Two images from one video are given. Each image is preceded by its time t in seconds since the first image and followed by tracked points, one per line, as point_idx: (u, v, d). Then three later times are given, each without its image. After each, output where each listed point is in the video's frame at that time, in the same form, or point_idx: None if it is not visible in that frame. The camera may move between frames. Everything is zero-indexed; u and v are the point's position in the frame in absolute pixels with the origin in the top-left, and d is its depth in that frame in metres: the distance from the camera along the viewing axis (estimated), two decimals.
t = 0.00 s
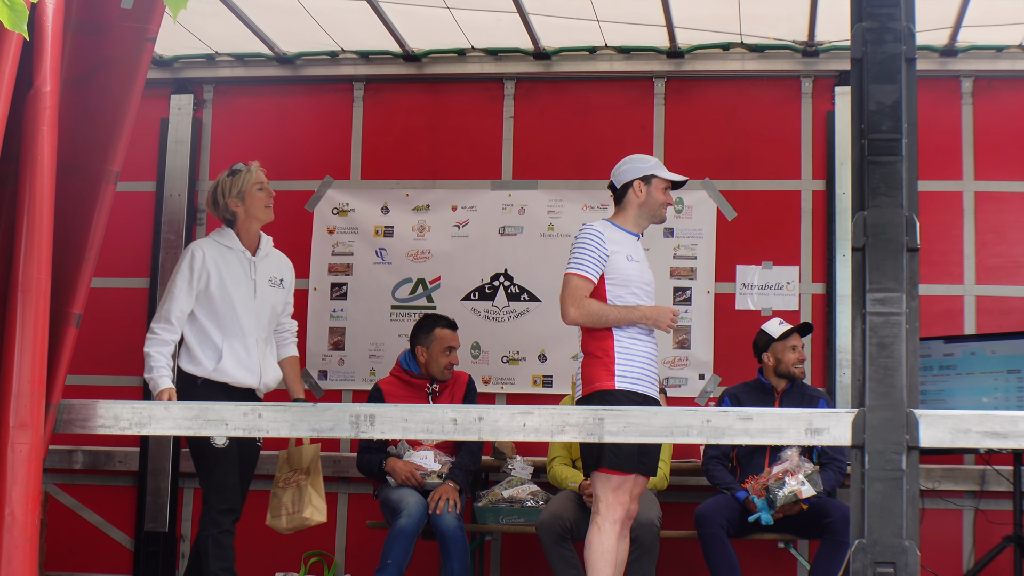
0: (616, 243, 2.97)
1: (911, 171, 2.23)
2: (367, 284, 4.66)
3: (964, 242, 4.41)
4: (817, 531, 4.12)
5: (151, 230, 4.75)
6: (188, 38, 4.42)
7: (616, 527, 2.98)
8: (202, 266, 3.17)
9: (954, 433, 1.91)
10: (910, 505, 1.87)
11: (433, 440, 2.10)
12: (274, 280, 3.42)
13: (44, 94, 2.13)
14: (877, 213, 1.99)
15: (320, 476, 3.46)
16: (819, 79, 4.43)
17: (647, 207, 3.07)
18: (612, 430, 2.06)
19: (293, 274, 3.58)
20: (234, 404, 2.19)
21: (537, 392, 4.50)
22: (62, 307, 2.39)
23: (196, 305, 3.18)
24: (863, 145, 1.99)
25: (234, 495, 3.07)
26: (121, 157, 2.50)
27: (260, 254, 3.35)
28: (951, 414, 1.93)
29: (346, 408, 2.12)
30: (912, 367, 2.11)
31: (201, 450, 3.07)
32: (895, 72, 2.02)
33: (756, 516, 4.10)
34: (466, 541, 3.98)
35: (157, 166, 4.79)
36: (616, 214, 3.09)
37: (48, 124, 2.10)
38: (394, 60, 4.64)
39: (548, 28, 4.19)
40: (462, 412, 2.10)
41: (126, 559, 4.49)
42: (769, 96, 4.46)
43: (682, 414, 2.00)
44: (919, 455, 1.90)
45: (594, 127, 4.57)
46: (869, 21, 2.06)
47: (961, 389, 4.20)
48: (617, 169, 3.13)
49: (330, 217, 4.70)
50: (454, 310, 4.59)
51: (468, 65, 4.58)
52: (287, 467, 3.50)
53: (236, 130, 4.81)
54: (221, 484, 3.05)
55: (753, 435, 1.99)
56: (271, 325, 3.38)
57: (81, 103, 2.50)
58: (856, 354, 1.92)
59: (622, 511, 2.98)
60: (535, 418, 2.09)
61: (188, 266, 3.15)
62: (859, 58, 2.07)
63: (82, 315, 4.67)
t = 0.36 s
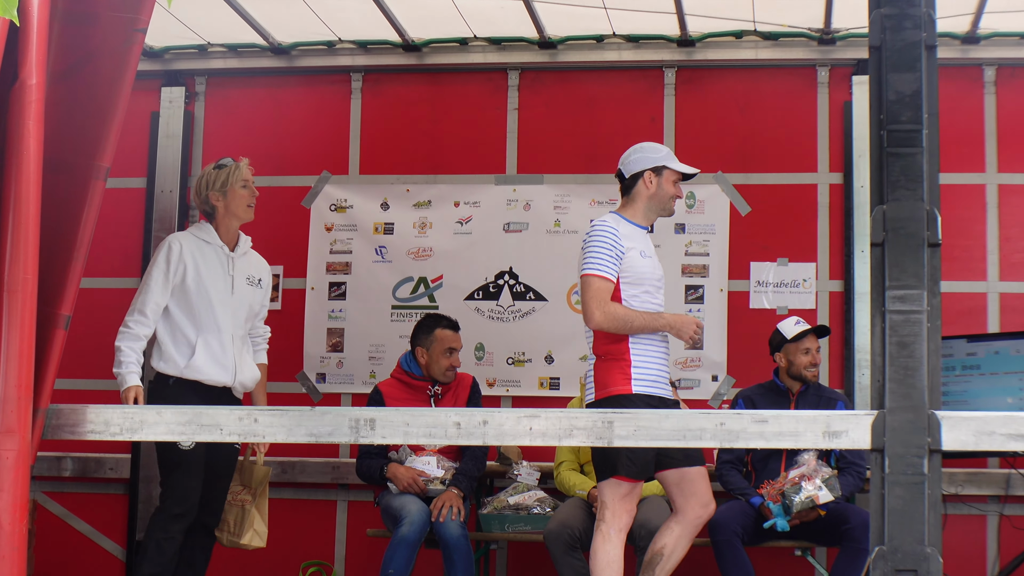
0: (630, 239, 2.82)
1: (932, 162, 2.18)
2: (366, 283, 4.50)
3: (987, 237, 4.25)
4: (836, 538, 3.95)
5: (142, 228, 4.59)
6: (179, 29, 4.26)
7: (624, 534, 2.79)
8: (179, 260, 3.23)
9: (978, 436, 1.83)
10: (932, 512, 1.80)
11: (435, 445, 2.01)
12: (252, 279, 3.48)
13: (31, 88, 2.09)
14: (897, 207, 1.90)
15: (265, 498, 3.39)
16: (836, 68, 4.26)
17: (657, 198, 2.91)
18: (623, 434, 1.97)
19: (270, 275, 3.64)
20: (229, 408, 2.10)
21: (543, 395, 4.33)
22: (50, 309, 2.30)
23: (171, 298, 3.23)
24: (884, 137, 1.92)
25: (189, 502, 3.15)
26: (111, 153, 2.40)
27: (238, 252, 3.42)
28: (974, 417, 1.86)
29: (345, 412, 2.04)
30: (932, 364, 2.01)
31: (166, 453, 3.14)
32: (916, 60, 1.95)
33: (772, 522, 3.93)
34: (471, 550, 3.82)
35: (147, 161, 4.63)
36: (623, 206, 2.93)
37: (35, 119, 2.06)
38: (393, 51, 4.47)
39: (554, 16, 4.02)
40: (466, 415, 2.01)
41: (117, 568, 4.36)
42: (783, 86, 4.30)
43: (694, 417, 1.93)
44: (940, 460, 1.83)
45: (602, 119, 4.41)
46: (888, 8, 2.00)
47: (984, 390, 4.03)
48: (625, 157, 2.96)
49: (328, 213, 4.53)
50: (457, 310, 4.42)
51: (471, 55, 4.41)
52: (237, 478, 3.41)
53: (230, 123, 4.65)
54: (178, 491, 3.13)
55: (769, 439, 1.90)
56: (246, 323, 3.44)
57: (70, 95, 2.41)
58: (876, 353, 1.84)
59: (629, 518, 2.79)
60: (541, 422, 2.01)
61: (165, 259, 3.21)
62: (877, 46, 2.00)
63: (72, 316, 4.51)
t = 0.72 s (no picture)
0: (646, 239, 2.81)
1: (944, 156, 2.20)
2: (370, 283, 4.44)
3: (999, 234, 4.20)
4: (847, 540, 3.88)
5: (142, 227, 4.55)
6: (180, 25, 4.21)
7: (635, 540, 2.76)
8: (157, 257, 3.21)
9: (991, 435, 1.88)
10: (943, 513, 1.85)
11: (441, 447, 2.04)
12: (235, 275, 3.41)
13: (29, 85, 2.04)
14: (908, 204, 1.95)
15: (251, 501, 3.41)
16: (846, 63, 4.20)
17: (672, 198, 2.87)
18: (630, 435, 2.00)
19: (259, 271, 3.56)
20: (231, 410, 2.09)
21: (550, 396, 4.28)
22: (50, 310, 2.25)
23: (151, 296, 3.21)
24: (894, 133, 1.98)
25: (158, 509, 3.09)
26: (112, 152, 2.35)
27: (221, 248, 3.36)
28: (987, 417, 1.90)
29: (349, 414, 2.05)
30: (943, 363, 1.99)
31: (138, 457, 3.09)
32: (927, 55, 1.99)
33: (782, 523, 3.86)
34: (478, 554, 3.76)
35: (147, 160, 4.58)
36: (638, 207, 2.92)
37: (34, 117, 2.02)
38: (397, 47, 4.42)
39: (560, 11, 3.97)
40: (472, 417, 2.03)
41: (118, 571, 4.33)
42: (792, 81, 4.25)
43: (703, 417, 1.96)
44: (953, 459, 1.88)
45: (609, 116, 4.35)
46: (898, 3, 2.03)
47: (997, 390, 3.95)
48: (641, 157, 2.93)
49: (330, 212, 4.48)
50: (462, 310, 4.36)
51: (475, 52, 4.36)
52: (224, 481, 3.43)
53: (231, 121, 4.59)
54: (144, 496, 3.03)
55: (779, 439, 1.95)
56: (229, 320, 3.37)
57: (69, 93, 2.36)
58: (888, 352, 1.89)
59: (640, 522, 2.76)
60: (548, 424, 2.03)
61: (143, 257, 3.20)
62: (889, 40, 2.04)
63: (71, 317, 4.47)
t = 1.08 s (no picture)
0: (664, 238, 2.85)
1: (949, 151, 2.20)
2: (372, 278, 4.43)
3: (1004, 229, 4.19)
4: (851, 536, 3.87)
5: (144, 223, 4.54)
6: (182, 21, 4.20)
7: (660, 533, 2.76)
8: (138, 249, 3.17)
9: (995, 431, 1.87)
10: (947, 508, 1.85)
11: (444, 442, 2.03)
12: (217, 266, 3.41)
13: (31, 81, 2.03)
14: (912, 198, 1.95)
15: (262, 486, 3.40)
16: (850, 57, 4.19)
17: (694, 198, 2.91)
18: (634, 430, 2.00)
19: (241, 261, 3.56)
20: (234, 406, 2.09)
21: (553, 391, 4.27)
22: (52, 305, 2.23)
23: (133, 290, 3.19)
24: (898, 127, 1.97)
25: (146, 505, 3.09)
26: (113, 148, 2.33)
27: (203, 239, 3.35)
28: (992, 413, 1.89)
29: (352, 409, 2.05)
30: (949, 359, 1.98)
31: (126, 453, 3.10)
32: (931, 49, 1.98)
33: (786, 518, 3.85)
34: (481, 550, 3.74)
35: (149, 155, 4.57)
36: (663, 207, 2.97)
37: (36, 113, 2.00)
38: (399, 42, 4.41)
39: (563, 6, 3.96)
40: (475, 412, 2.03)
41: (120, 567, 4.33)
42: (797, 75, 4.24)
43: (707, 413, 1.95)
44: (957, 455, 1.87)
45: (612, 111, 4.34)
46: None
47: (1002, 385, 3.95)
48: (667, 159, 2.98)
49: (333, 207, 4.47)
50: (465, 305, 4.35)
51: (478, 46, 4.34)
52: (230, 471, 3.41)
53: (233, 116, 4.58)
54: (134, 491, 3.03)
55: (783, 435, 1.94)
56: (213, 312, 3.37)
57: (72, 90, 2.35)
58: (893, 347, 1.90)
59: (665, 515, 2.75)
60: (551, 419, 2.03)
61: (123, 251, 3.16)
62: (893, 34, 2.03)
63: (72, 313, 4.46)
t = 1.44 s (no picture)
0: (668, 231, 2.85)
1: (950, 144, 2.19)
2: (373, 269, 4.43)
3: (1005, 220, 4.19)
4: (850, 526, 3.87)
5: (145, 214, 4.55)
6: (183, 10, 4.20)
7: (653, 526, 2.79)
8: (130, 240, 3.16)
9: (996, 421, 1.87)
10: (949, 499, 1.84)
11: (445, 432, 2.04)
12: (210, 255, 3.41)
13: (32, 71, 2.02)
14: (913, 188, 1.94)
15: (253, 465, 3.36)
16: (852, 48, 4.19)
17: (704, 197, 2.91)
18: (635, 421, 2.00)
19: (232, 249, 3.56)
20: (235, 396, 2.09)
21: (554, 381, 4.27)
22: (54, 295, 2.23)
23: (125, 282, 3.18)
24: (900, 118, 1.97)
25: (142, 496, 3.10)
26: (114, 136, 2.31)
27: (194, 228, 3.35)
28: (994, 404, 1.88)
29: (353, 400, 2.04)
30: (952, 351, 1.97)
31: (121, 444, 3.10)
32: (933, 40, 1.97)
33: (786, 509, 3.84)
34: (481, 540, 3.74)
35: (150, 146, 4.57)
36: (672, 202, 2.97)
37: (38, 103, 2.00)
38: (400, 32, 4.41)
39: None
40: (476, 402, 2.03)
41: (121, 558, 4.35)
42: (798, 66, 4.24)
43: (707, 404, 1.95)
44: (958, 446, 1.87)
45: (613, 102, 4.34)
46: None
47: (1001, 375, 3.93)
48: (683, 154, 2.97)
49: (334, 197, 4.47)
50: (466, 295, 4.36)
51: (479, 36, 4.34)
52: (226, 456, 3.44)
53: (234, 106, 4.58)
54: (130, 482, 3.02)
55: (783, 425, 1.93)
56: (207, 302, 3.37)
57: (73, 81, 2.35)
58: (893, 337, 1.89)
59: (659, 509, 2.77)
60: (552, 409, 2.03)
61: (115, 242, 3.14)
62: (894, 25, 2.02)
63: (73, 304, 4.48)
